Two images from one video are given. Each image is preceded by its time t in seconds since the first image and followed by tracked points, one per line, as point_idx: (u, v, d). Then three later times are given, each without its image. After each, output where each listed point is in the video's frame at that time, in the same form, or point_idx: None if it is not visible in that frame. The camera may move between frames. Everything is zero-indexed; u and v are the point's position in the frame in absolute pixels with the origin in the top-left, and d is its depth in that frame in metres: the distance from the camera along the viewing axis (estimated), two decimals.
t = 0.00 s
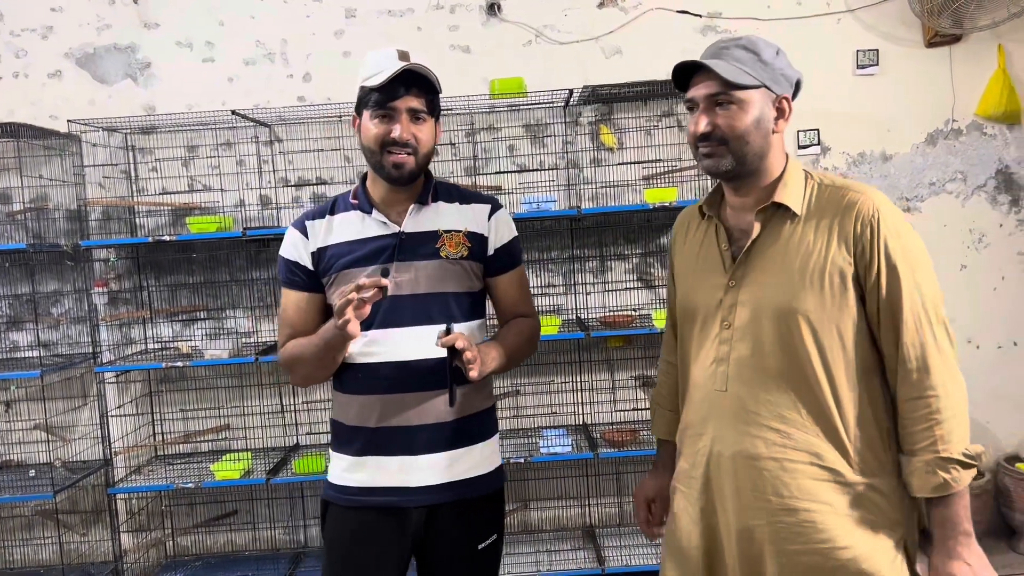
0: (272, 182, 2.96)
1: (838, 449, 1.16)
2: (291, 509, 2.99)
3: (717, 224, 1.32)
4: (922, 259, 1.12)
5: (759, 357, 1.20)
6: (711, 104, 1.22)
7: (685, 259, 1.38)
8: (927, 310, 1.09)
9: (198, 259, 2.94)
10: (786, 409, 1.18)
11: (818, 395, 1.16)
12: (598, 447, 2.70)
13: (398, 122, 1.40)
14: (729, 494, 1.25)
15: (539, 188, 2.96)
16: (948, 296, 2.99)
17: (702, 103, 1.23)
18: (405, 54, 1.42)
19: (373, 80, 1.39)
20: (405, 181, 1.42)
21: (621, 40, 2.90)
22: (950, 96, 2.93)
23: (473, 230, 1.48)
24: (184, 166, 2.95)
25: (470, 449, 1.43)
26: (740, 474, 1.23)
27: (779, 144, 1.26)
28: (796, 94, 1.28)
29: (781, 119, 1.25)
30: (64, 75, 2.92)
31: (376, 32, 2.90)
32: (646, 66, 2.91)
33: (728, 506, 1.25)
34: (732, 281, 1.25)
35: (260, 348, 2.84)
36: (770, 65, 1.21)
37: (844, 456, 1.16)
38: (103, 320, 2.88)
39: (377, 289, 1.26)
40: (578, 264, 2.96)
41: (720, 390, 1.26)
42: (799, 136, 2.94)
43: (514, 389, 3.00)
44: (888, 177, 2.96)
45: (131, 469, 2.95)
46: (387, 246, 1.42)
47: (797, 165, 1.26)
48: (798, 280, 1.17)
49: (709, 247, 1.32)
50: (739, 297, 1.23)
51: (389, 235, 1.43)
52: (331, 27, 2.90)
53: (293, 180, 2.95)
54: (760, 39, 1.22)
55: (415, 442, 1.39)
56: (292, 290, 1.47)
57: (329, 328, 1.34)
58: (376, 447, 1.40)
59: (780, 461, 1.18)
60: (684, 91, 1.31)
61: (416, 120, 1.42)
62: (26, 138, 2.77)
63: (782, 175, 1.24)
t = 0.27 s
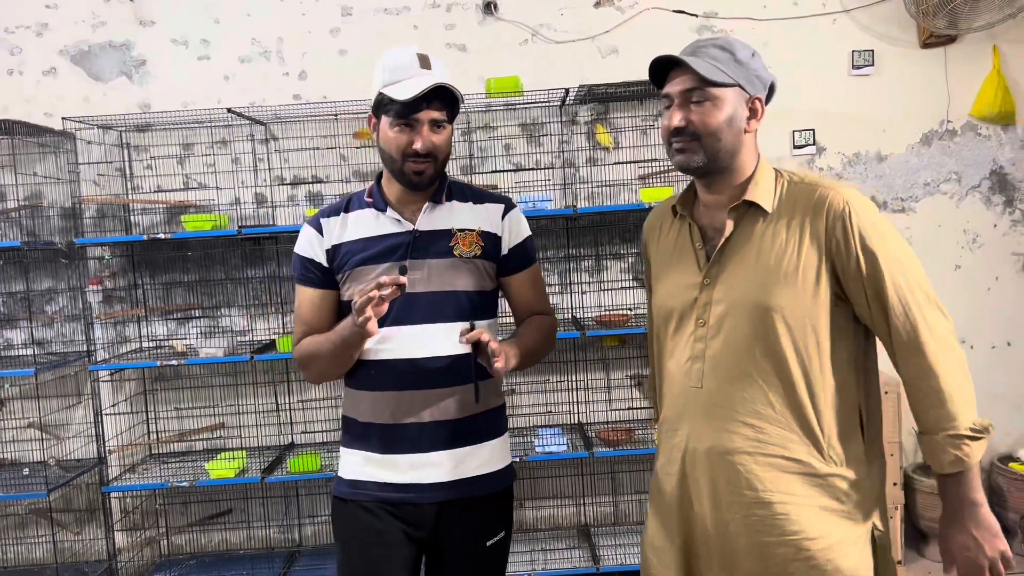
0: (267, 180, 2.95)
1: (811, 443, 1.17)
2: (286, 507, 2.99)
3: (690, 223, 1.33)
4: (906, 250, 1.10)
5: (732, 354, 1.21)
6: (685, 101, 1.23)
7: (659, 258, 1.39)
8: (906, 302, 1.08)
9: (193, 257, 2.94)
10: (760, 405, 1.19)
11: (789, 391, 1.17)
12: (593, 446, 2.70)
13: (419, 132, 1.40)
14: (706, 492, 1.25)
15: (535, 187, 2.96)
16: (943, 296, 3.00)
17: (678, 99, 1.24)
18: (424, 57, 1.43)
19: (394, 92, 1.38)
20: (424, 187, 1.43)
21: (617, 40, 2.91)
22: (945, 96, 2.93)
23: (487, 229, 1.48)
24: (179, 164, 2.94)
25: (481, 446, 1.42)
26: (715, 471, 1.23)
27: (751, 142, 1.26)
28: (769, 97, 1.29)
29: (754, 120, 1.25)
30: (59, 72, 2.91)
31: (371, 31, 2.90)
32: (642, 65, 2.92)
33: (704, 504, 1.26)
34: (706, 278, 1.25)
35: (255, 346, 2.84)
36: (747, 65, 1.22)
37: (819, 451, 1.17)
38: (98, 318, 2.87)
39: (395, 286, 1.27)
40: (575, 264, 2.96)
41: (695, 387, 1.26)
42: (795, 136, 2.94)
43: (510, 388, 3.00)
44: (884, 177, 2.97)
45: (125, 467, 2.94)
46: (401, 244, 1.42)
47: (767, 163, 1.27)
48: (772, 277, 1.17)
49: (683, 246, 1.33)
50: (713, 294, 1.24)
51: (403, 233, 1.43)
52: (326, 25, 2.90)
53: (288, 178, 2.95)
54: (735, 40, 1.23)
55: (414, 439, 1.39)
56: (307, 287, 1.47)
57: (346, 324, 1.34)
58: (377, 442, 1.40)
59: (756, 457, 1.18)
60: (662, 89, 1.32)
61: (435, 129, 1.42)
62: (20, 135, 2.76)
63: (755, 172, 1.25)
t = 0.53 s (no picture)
0: (265, 179, 2.95)
1: (786, 434, 1.25)
2: (284, 506, 2.99)
3: (665, 225, 1.39)
4: (867, 246, 1.22)
5: (709, 352, 1.28)
6: (673, 96, 1.27)
7: (637, 259, 1.45)
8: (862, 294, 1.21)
9: (192, 255, 2.94)
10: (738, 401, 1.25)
11: (762, 386, 1.24)
12: (591, 445, 2.70)
13: (433, 131, 1.40)
14: (686, 487, 1.32)
15: (534, 186, 2.96)
16: (940, 296, 3.00)
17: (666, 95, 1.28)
18: (438, 54, 1.43)
19: (411, 89, 1.38)
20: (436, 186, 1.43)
21: (616, 39, 2.91)
22: (943, 96, 2.94)
23: (494, 231, 1.50)
24: (177, 163, 2.94)
25: (480, 447, 1.42)
26: (694, 465, 1.30)
27: (730, 144, 1.32)
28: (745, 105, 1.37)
29: (733, 124, 1.32)
30: (57, 71, 2.91)
31: (370, 30, 2.90)
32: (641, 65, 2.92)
33: (685, 499, 1.32)
34: (684, 280, 1.32)
35: (253, 346, 2.84)
36: (731, 71, 1.29)
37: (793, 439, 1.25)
38: (96, 317, 2.87)
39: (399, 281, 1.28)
40: (574, 263, 2.96)
41: (676, 385, 1.33)
42: (793, 136, 2.94)
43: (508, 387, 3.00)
44: (882, 177, 2.97)
45: (123, 466, 2.94)
46: (410, 242, 1.42)
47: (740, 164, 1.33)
48: (746, 277, 1.25)
49: (659, 248, 1.39)
50: (691, 295, 1.31)
51: (411, 231, 1.43)
52: (324, 24, 2.90)
53: (287, 177, 2.94)
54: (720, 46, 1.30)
55: (414, 438, 1.39)
56: (310, 282, 1.45)
57: (347, 320, 1.35)
58: (377, 440, 1.40)
59: (735, 451, 1.26)
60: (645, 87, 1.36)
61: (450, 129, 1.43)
62: (19, 134, 2.76)
63: (728, 173, 1.31)
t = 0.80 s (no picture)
0: (264, 180, 2.95)
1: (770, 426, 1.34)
2: (283, 507, 2.99)
3: (649, 229, 1.47)
4: (835, 248, 1.36)
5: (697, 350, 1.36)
6: (665, 96, 1.38)
7: (619, 261, 1.50)
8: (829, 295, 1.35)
9: (191, 256, 2.94)
10: (727, 396, 1.34)
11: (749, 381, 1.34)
12: (591, 445, 2.70)
13: (435, 129, 1.39)
14: (680, 483, 1.38)
15: (533, 186, 2.97)
16: (939, 296, 3.01)
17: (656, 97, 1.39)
18: (434, 52, 1.43)
19: (411, 87, 1.36)
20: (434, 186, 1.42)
21: (615, 40, 2.91)
22: (941, 97, 2.94)
23: (487, 233, 1.51)
24: (176, 163, 2.94)
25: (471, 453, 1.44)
26: (688, 462, 1.36)
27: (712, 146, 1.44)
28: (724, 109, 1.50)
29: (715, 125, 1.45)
30: (56, 71, 2.91)
31: (369, 30, 2.90)
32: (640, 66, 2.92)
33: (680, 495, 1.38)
34: (672, 280, 1.39)
35: (252, 346, 2.84)
36: (713, 76, 1.42)
37: (777, 431, 1.35)
38: (95, 317, 2.87)
39: (405, 283, 1.28)
40: (573, 264, 2.97)
41: (666, 382, 1.39)
42: (792, 137, 2.95)
43: (507, 388, 3.00)
44: (880, 178, 2.98)
45: (121, 467, 2.94)
46: (403, 244, 1.42)
47: (721, 168, 1.44)
48: (731, 276, 1.34)
49: (644, 251, 1.46)
50: (680, 295, 1.38)
51: (403, 233, 1.42)
52: (324, 24, 2.90)
53: (286, 177, 2.94)
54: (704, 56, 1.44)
55: (413, 440, 1.38)
56: (297, 286, 1.41)
57: (346, 324, 1.32)
58: (368, 447, 1.39)
59: (726, 445, 1.33)
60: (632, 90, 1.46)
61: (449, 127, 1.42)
62: (18, 134, 2.76)
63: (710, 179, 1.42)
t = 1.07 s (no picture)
0: (264, 181, 2.95)
1: (762, 424, 1.36)
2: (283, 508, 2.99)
3: (640, 230, 1.47)
4: (824, 249, 1.40)
5: (692, 348, 1.36)
6: (655, 100, 1.40)
7: (609, 261, 1.48)
8: (818, 296, 1.38)
9: (190, 257, 2.94)
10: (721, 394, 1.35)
11: (742, 379, 1.35)
12: (590, 446, 2.70)
13: (405, 125, 1.39)
14: (675, 484, 1.36)
15: (532, 188, 2.97)
16: (938, 296, 3.01)
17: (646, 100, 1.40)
18: (404, 46, 1.43)
19: (381, 82, 1.37)
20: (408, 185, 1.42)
21: (614, 41, 2.91)
22: (940, 97, 2.95)
23: (465, 232, 1.51)
24: (176, 165, 2.94)
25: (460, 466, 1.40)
26: (682, 463, 1.35)
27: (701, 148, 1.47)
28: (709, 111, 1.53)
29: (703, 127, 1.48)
30: (56, 72, 2.91)
31: (369, 32, 2.90)
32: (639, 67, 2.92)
33: (676, 497, 1.36)
34: (665, 280, 1.39)
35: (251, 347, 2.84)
36: (700, 78, 1.45)
37: (769, 429, 1.37)
38: (95, 318, 2.87)
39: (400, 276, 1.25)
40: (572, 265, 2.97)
41: (659, 383, 1.38)
42: (791, 137, 2.95)
43: (507, 389, 3.01)
44: (880, 178, 2.98)
45: (121, 468, 2.93)
46: (385, 243, 1.40)
47: (709, 171, 1.47)
48: (726, 275, 1.35)
49: (635, 252, 1.45)
50: (674, 294, 1.38)
51: (384, 233, 1.40)
52: (324, 26, 2.90)
53: (286, 179, 2.95)
54: (691, 61, 1.47)
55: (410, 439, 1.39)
56: (271, 292, 1.35)
57: (329, 327, 1.27)
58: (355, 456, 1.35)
59: (721, 444, 1.33)
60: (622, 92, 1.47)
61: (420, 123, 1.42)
62: (18, 136, 2.76)
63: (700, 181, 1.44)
